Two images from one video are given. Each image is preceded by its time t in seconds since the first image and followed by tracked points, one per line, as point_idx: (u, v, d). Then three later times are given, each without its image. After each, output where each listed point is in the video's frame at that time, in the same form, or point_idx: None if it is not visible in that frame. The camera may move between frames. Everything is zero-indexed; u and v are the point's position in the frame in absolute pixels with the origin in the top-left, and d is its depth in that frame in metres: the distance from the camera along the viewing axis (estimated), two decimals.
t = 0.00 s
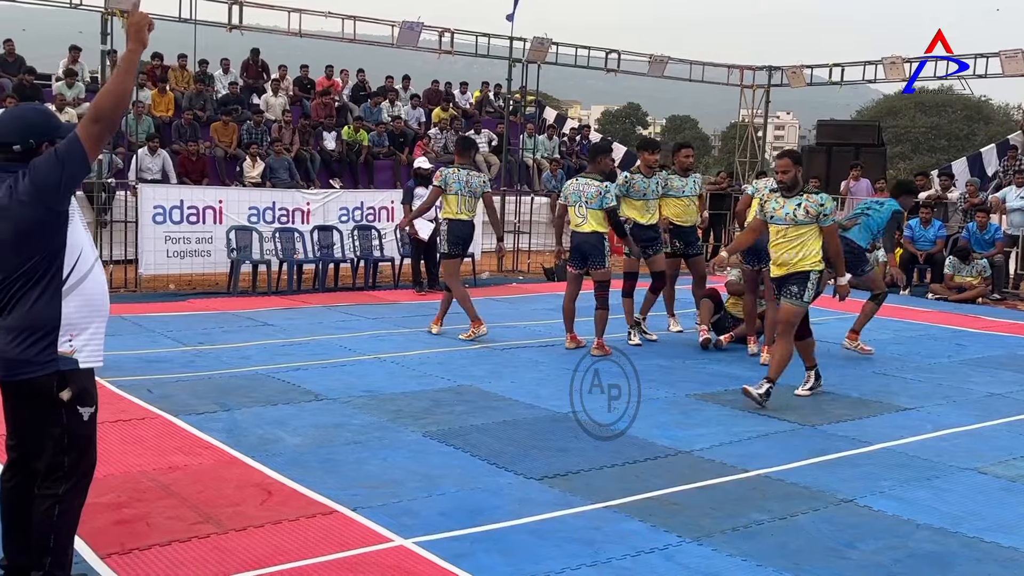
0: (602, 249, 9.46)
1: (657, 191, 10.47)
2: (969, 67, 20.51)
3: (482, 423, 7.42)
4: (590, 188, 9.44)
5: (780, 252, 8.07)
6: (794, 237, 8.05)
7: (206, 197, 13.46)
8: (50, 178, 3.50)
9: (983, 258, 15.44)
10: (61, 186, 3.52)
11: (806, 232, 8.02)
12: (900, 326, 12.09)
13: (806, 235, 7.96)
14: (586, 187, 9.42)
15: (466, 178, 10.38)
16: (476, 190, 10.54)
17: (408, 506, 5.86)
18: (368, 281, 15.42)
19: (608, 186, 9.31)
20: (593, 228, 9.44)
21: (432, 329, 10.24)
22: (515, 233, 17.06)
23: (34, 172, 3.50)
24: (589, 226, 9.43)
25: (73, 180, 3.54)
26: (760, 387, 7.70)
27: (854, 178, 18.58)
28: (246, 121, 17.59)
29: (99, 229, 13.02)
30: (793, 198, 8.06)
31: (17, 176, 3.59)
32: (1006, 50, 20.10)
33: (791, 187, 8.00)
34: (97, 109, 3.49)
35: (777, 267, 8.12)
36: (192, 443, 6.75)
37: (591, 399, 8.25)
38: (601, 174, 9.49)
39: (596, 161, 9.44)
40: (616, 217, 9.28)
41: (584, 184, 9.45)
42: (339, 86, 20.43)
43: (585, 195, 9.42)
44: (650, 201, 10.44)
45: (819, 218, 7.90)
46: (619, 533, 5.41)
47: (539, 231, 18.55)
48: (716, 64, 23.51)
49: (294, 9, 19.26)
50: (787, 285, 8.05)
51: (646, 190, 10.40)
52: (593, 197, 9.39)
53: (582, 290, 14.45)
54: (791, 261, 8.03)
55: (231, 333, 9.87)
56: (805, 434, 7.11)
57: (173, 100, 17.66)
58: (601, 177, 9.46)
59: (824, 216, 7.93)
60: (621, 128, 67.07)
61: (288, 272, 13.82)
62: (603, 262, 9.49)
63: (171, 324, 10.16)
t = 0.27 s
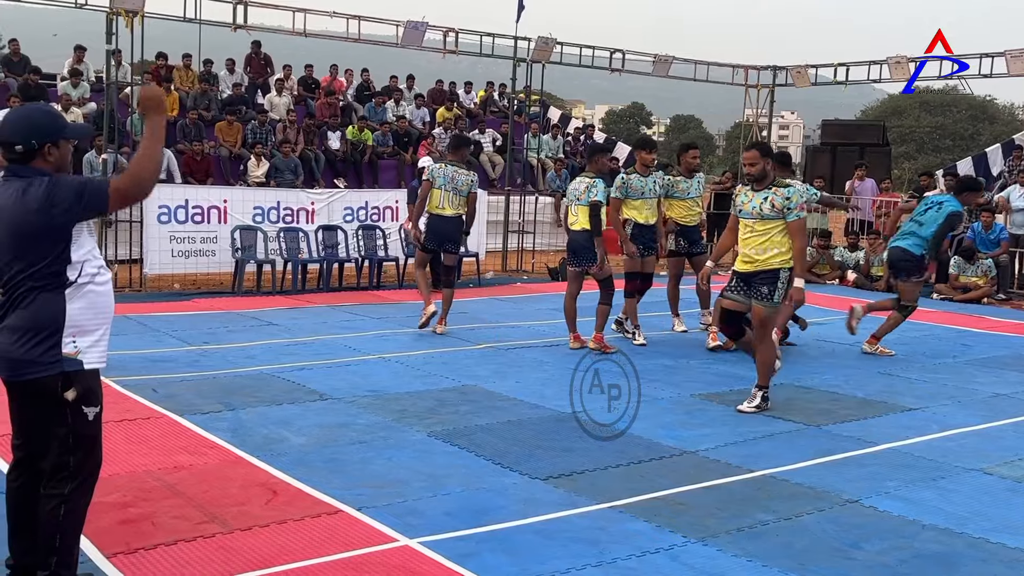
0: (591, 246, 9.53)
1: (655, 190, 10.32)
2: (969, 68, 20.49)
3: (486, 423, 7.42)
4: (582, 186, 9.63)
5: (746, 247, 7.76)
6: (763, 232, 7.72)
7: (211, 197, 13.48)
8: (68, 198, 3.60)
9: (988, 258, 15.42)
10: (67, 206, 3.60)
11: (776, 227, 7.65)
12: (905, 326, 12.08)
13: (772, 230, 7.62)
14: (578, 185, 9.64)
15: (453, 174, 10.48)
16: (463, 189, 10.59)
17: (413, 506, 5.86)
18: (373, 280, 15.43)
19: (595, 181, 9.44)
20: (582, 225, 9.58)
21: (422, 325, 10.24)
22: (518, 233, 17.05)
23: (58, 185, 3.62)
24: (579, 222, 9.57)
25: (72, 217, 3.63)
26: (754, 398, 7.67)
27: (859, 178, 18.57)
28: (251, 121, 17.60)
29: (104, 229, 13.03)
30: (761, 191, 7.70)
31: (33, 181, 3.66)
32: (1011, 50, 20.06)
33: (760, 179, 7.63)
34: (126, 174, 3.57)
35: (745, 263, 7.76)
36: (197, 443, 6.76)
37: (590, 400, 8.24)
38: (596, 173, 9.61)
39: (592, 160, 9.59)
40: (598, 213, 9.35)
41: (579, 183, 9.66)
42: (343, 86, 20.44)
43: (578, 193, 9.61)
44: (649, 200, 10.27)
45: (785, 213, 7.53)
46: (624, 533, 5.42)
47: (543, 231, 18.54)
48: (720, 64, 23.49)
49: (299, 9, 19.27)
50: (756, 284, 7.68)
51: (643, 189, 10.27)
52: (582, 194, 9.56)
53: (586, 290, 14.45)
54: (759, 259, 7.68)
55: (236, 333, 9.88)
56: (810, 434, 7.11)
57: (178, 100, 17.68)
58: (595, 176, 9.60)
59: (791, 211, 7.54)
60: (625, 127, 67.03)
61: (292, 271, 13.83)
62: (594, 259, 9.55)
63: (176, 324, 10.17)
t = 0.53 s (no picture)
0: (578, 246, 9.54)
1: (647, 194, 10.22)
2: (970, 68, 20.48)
3: (487, 423, 7.42)
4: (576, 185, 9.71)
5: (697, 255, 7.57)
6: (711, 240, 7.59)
7: (211, 197, 13.47)
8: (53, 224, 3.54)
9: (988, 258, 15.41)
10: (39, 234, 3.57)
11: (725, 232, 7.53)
12: (905, 326, 12.08)
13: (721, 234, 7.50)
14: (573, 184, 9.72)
15: (427, 173, 10.43)
16: (439, 187, 10.42)
17: (414, 506, 5.86)
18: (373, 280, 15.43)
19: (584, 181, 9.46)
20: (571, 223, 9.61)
21: (400, 326, 10.27)
22: (519, 233, 17.05)
23: (60, 198, 3.58)
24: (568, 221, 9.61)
25: (40, 253, 3.62)
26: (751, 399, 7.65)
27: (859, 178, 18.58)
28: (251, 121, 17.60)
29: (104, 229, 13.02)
30: (709, 196, 7.61)
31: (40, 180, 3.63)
32: (1011, 50, 20.07)
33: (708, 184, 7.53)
34: (56, 300, 3.53)
35: (698, 271, 7.50)
36: (198, 443, 6.76)
37: (591, 399, 8.21)
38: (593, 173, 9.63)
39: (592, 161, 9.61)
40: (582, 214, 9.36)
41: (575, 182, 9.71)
42: (343, 87, 20.44)
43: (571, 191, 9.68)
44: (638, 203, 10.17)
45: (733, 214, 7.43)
46: (625, 533, 5.42)
47: (543, 231, 18.54)
48: (720, 64, 23.50)
49: (299, 9, 19.26)
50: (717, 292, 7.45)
51: (636, 192, 10.14)
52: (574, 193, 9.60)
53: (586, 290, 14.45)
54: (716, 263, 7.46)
55: (236, 333, 9.87)
56: (811, 434, 7.11)
57: (178, 100, 17.67)
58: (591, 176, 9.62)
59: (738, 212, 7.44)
60: (625, 127, 67.04)
61: (292, 271, 13.83)
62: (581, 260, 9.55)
63: (177, 324, 10.16)
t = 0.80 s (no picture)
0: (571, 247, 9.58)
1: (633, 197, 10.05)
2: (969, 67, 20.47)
3: (480, 424, 7.42)
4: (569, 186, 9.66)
5: (638, 249, 7.41)
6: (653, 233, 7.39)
7: (203, 198, 13.44)
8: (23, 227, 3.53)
9: (980, 259, 15.45)
10: (16, 241, 3.57)
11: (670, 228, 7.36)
12: (896, 326, 12.12)
13: (665, 230, 7.32)
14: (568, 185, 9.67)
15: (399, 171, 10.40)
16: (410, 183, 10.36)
17: (406, 507, 5.85)
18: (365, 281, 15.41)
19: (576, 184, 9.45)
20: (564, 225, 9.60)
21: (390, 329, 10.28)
22: (511, 234, 17.05)
23: (34, 197, 3.56)
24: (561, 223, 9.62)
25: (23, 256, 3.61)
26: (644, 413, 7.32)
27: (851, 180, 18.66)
28: (242, 122, 17.55)
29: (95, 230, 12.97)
30: (654, 190, 7.43)
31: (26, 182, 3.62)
32: (1003, 52, 20.14)
33: (653, 177, 7.34)
34: (37, 309, 3.51)
35: (640, 267, 7.38)
36: (189, 445, 6.73)
37: (591, 399, 8.21)
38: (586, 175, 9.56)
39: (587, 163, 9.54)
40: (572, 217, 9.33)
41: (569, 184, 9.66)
42: (335, 88, 20.42)
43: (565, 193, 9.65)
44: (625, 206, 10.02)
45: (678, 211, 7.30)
46: (616, 534, 5.42)
47: (536, 232, 18.54)
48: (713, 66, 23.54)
49: (291, 10, 19.22)
50: (649, 283, 7.30)
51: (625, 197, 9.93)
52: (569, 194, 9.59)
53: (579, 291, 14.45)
54: (652, 258, 7.33)
55: (227, 335, 9.84)
56: (801, 435, 7.12)
57: (169, 101, 17.61)
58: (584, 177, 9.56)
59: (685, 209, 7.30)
60: (617, 128, 67.11)
61: (284, 273, 13.81)
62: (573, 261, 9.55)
63: (168, 326, 10.12)
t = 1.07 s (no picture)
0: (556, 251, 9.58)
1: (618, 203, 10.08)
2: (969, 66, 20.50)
3: (465, 426, 7.41)
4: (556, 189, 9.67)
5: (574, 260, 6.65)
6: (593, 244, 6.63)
7: (185, 200, 13.36)
8: None
9: (960, 260, 15.61)
10: None
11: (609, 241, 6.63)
12: (877, 327, 12.23)
13: (606, 242, 6.59)
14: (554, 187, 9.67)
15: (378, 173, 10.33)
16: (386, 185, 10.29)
17: (392, 510, 5.84)
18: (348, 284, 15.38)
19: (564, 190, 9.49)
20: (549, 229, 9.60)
21: (373, 332, 10.11)
22: (495, 237, 17.05)
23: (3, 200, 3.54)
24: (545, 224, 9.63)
25: None
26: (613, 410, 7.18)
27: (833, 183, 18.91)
28: (224, 125, 17.47)
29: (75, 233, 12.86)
30: (597, 198, 6.67)
31: None
32: (983, 55, 20.36)
33: (600, 184, 6.59)
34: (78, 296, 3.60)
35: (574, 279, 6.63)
36: (173, 448, 6.69)
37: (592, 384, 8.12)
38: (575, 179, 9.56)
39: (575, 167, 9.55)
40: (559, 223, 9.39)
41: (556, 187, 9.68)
42: (318, 90, 20.38)
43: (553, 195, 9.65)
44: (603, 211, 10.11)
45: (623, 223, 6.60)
46: (602, 535, 5.44)
47: (519, 234, 18.55)
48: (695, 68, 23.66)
49: (274, 12, 19.15)
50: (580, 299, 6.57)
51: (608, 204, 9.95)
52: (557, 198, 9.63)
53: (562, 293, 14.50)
54: (587, 271, 6.59)
55: (210, 337, 9.78)
56: (785, 436, 7.16)
57: (151, 102, 17.50)
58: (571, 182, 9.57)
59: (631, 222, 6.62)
60: (599, 131, 67.26)
61: (267, 276, 13.75)
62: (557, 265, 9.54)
63: (149, 329, 10.05)
